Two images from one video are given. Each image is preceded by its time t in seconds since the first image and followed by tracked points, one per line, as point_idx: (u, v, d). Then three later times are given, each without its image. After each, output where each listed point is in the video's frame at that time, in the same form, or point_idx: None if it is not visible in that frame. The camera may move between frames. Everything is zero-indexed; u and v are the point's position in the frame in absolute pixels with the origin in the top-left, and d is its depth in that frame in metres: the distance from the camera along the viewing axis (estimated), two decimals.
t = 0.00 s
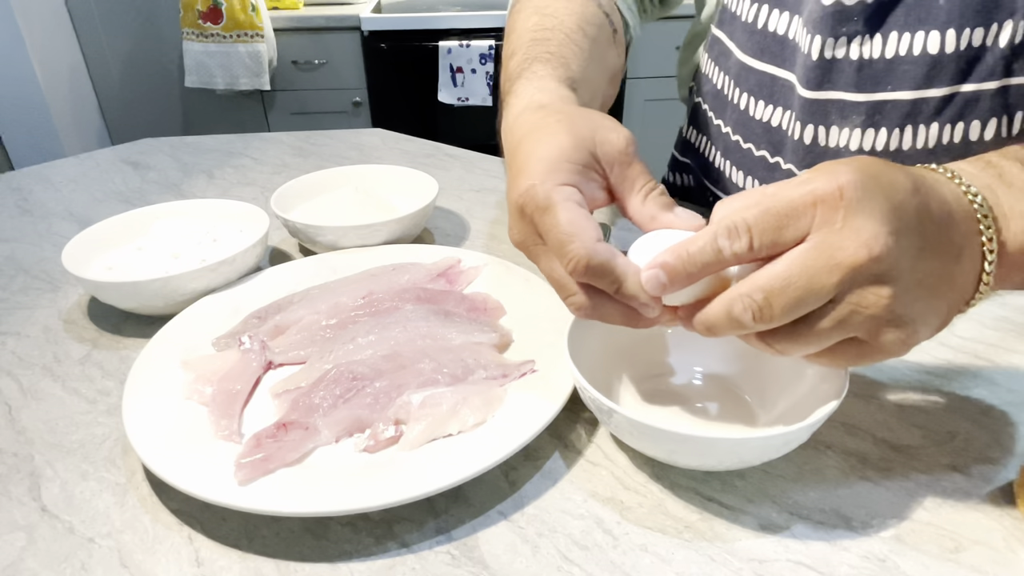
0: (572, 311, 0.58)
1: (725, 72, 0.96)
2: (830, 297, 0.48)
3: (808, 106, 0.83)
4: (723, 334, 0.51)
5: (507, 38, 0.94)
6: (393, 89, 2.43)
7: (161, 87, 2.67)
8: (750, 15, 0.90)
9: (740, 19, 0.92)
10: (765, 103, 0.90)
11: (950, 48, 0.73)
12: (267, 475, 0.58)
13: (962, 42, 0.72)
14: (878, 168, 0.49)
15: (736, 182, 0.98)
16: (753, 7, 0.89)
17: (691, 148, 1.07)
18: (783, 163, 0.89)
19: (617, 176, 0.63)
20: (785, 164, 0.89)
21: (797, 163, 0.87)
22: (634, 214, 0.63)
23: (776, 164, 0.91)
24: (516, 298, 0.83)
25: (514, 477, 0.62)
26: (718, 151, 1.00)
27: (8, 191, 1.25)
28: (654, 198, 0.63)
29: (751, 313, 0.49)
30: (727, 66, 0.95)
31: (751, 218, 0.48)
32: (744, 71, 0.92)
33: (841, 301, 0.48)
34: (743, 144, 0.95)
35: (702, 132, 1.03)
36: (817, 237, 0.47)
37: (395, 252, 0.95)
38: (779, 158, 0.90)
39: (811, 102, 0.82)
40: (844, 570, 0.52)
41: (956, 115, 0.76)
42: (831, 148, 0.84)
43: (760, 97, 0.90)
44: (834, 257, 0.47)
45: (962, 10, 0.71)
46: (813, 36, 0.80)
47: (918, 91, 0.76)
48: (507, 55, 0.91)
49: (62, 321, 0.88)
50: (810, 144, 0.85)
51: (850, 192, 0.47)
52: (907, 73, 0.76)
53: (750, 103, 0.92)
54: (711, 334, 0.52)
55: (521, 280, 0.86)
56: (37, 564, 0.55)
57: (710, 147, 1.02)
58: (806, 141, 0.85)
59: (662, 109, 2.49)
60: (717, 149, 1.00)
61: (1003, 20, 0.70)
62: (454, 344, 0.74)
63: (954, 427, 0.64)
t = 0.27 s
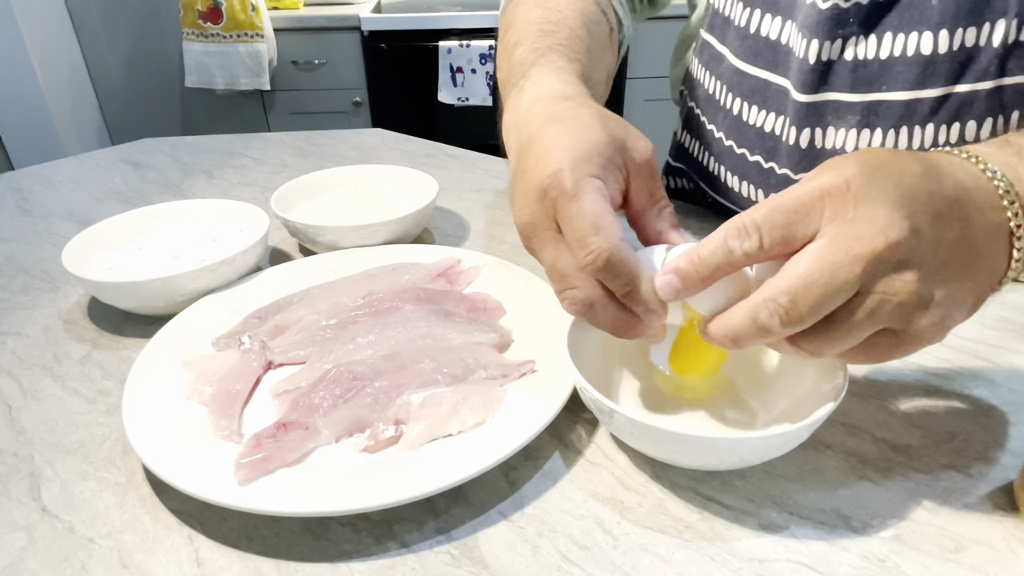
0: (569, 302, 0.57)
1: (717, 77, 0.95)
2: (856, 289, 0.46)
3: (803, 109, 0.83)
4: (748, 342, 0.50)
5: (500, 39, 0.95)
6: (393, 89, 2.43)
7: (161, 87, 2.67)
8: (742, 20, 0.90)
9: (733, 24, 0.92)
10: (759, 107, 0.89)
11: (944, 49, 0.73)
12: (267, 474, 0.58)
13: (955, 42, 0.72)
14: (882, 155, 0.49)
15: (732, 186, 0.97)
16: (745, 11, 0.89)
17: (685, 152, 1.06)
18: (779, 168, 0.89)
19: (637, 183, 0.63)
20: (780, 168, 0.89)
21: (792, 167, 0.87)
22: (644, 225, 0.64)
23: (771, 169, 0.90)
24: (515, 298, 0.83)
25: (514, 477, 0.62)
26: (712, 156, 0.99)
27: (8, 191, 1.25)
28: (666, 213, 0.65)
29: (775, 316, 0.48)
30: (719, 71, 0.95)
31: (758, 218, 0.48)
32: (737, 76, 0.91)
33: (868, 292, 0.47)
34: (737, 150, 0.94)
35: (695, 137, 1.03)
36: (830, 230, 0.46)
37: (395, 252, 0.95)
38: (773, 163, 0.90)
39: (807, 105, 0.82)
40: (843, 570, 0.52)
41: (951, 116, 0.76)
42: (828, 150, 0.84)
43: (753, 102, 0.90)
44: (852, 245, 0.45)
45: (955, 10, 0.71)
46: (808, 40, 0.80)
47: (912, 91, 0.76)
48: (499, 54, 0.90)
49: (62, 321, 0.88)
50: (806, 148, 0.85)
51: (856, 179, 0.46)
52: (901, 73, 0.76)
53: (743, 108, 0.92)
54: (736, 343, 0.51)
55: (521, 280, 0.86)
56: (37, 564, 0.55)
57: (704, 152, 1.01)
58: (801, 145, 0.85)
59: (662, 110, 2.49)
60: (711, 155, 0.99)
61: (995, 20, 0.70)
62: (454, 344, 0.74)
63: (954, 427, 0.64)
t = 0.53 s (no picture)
0: (591, 260, 0.53)
1: (716, 78, 0.95)
2: (917, 242, 0.44)
3: (804, 110, 0.83)
4: (817, 321, 0.46)
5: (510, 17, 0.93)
6: (393, 89, 2.43)
7: (161, 87, 2.67)
8: (742, 21, 0.90)
9: (733, 25, 0.91)
10: (759, 108, 0.89)
11: (945, 48, 0.73)
12: (267, 474, 0.58)
13: (956, 42, 0.72)
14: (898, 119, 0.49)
15: (732, 186, 0.98)
16: (745, 12, 0.89)
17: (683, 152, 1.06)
18: (779, 169, 0.90)
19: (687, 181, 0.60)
20: (780, 169, 0.89)
21: (793, 167, 0.87)
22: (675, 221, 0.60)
23: (771, 170, 0.90)
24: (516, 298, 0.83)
25: (514, 477, 0.62)
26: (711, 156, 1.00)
27: (8, 191, 1.25)
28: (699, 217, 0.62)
29: (844, 282, 0.44)
30: (718, 71, 0.95)
31: (793, 185, 0.47)
32: (736, 77, 0.91)
33: (929, 245, 0.45)
34: (737, 151, 0.94)
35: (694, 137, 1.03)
36: (874, 186, 0.45)
37: (395, 252, 0.95)
38: (773, 164, 0.90)
39: (808, 105, 0.82)
40: (843, 570, 0.52)
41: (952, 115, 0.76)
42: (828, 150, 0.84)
43: (753, 103, 0.90)
44: (905, 195, 0.44)
45: (956, 10, 0.71)
46: (811, 40, 0.79)
47: (914, 91, 0.76)
48: (520, 26, 0.88)
49: (62, 321, 0.88)
50: (806, 148, 0.85)
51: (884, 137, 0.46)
52: (902, 73, 0.76)
53: (743, 109, 0.92)
54: (803, 327, 0.47)
55: (521, 280, 0.86)
56: (37, 564, 0.55)
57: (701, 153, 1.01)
58: (802, 146, 0.85)
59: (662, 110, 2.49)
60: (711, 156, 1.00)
61: (997, 19, 0.70)
62: (454, 344, 0.74)
63: (954, 427, 0.64)
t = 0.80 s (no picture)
0: (624, 214, 0.51)
1: (720, 75, 0.96)
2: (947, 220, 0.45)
3: (807, 107, 0.83)
4: (846, 301, 0.47)
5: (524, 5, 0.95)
6: (393, 89, 2.43)
7: (161, 87, 2.67)
8: (746, 17, 0.90)
9: (737, 21, 0.92)
10: (762, 105, 0.90)
11: (950, 46, 0.73)
12: (267, 474, 0.58)
13: (961, 41, 0.73)
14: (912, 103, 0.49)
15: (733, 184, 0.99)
16: (749, 8, 0.89)
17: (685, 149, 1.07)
18: (780, 167, 0.90)
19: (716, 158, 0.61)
20: (782, 166, 0.90)
21: (795, 165, 0.88)
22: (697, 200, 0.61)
23: (773, 167, 0.91)
24: (516, 298, 0.83)
25: (514, 477, 0.62)
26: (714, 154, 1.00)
27: (8, 191, 1.25)
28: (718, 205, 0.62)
29: (876, 262, 0.44)
30: (722, 68, 0.95)
31: (820, 168, 0.46)
32: (740, 73, 0.92)
33: (959, 221, 0.45)
34: (739, 147, 0.95)
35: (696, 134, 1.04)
36: (899, 166, 0.45)
37: (395, 252, 0.95)
38: (775, 161, 0.90)
39: (811, 102, 0.82)
40: (843, 570, 0.52)
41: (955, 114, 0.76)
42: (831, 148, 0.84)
43: (757, 100, 0.90)
44: (932, 173, 0.44)
45: (961, 8, 0.71)
46: (816, 37, 0.79)
47: (918, 89, 0.76)
48: (539, 13, 0.90)
49: (63, 321, 0.88)
50: (809, 145, 0.85)
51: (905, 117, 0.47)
52: (907, 71, 0.76)
53: (746, 106, 0.92)
54: (832, 308, 0.47)
55: (521, 280, 0.86)
56: (37, 565, 0.55)
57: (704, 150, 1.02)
58: (805, 143, 0.85)
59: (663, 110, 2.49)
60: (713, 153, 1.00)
61: (1002, 18, 0.71)
62: (454, 344, 0.74)
63: (954, 427, 0.64)
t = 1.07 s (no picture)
0: (647, 193, 0.51)
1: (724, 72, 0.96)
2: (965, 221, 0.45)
3: (811, 104, 0.83)
4: (863, 305, 0.46)
5: None
6: (393, 89, 2.43)
7: (161, 87, 2.67)
8: (751, 14, 0.90)
9: (742, 18, 0.92)
10: (767, 102, 0.90)
11: (955, 45, 0.73)
12: (267, 474, 0.58)
13: (966, 39, 0.73)
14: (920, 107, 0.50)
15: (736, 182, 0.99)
16: (755, 5, 0.89)
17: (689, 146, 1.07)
18: (784, 164, 0.90)
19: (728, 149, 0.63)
20: (785, 163, 0.90)
21: (799, 162, 0.88)
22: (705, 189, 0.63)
23: (776, 164, 0.91)
24: (516, 298, 0.83)
25: (514, 477, 0.62)
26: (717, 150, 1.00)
27: (8, 191, 1.25)
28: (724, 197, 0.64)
29: (894, 265, 0.44)
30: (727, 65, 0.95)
31: (835, 171, 0.46)
32: (744, 70, 0.92)
33: (976, 223, 0.45)
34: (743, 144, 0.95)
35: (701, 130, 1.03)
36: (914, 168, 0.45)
37: (395, 252, 0.95)
38: (779, 158, 0.90)
39: (815, 99, 0.83)
40: (844, 570, 0.52)
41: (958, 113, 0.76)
42: (834, 145, 0.84)
43: (762, 96, 0.90)
44: (948, 174, 0.44)
45: (967, 6, 0.71)
46: (821, 33, 0.79)
47: (922, 87, 0.76)
48: (548, 9, 0.91)
49: (62, 321, 0.88)
50: (813, 142, 0.86)
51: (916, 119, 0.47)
52: (912, 69, 0.76)
53: (752, 102, 0.92)
54: (851, 312, 0.47)
55: (521, 280, 0.86)
56: (37, 565, 0.55)
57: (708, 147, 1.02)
58: (809, 139, 0.86)
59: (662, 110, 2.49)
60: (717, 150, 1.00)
61: (1008, 17, 0.70)
62: (454, 344, 0.74)
63: (954, 428, 0.64)
